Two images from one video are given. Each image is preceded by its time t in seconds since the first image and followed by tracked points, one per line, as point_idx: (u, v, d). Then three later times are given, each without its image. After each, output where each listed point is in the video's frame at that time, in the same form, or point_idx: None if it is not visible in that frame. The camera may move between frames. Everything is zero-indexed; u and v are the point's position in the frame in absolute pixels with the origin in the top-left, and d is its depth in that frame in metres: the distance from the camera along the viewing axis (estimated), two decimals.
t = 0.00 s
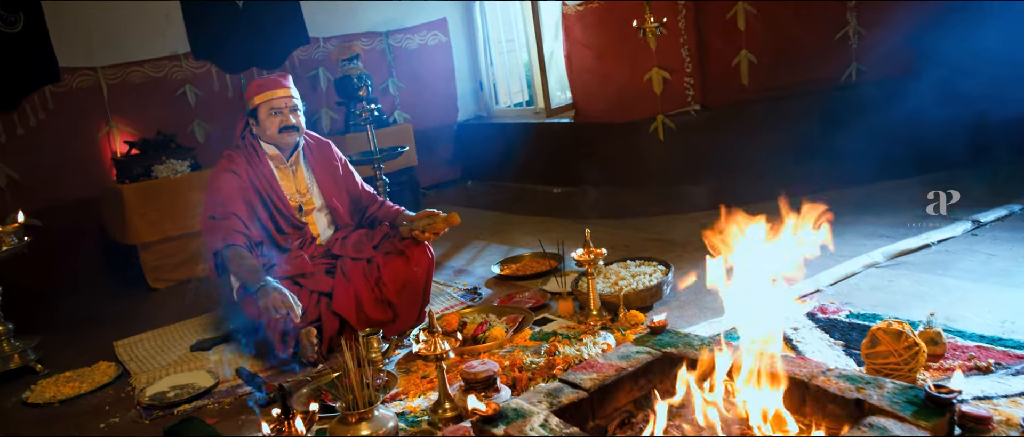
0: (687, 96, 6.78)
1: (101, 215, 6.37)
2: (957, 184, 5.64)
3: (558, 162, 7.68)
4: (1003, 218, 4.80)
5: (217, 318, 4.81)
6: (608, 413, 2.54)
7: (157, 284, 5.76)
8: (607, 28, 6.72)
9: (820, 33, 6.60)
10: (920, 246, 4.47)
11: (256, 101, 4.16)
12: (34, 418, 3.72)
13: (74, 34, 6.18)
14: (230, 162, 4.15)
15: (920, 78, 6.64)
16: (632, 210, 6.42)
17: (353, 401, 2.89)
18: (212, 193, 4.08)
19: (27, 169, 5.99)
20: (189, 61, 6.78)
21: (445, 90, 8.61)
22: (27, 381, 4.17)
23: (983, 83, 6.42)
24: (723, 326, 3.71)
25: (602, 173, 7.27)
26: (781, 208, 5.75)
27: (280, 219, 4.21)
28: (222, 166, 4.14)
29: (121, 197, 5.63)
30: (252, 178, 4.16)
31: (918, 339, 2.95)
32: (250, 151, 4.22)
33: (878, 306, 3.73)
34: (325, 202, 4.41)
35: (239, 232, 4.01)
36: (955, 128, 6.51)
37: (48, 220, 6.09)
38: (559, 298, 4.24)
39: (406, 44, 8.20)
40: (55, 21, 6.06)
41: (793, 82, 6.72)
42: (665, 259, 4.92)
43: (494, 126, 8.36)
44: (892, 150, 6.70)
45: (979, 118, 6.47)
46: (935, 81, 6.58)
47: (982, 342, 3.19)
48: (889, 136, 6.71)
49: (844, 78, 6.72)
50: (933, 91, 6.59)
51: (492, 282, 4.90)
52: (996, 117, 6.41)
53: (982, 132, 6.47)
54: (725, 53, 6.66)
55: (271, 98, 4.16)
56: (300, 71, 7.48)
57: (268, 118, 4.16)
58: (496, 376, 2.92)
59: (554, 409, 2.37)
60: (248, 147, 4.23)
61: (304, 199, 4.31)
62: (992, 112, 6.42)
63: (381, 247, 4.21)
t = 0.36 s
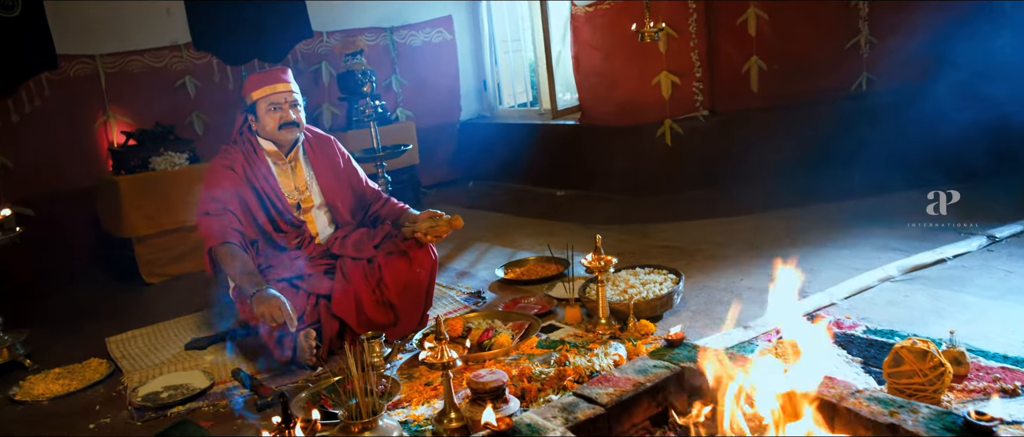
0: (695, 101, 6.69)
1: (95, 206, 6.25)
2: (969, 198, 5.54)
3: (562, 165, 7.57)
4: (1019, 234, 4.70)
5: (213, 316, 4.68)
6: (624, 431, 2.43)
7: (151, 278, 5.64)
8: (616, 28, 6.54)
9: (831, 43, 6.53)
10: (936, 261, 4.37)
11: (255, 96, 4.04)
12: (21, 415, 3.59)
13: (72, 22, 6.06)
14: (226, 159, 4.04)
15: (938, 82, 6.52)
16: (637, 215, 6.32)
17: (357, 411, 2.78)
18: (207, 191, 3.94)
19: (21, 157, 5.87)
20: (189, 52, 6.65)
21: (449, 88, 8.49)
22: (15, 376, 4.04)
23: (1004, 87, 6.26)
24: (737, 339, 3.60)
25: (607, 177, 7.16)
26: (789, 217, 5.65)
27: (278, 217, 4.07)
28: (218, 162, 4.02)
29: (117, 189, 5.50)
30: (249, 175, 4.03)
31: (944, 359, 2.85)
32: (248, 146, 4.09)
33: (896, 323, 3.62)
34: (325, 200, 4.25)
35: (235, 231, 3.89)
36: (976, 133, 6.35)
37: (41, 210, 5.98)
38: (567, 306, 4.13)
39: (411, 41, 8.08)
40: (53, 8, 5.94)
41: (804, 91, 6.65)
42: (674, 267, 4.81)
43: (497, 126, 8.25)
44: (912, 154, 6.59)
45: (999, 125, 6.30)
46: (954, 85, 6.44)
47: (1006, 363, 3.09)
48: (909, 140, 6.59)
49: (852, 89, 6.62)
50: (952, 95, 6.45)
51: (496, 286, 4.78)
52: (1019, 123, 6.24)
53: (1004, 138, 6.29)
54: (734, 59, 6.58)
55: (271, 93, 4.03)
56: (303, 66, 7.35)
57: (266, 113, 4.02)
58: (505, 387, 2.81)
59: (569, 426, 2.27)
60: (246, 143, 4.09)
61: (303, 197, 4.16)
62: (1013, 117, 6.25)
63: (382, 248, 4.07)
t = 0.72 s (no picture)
0: (703, 103, 6.59)
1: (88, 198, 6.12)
2: (982, 206, 5.44)
3: (566, 165, 7.47)
4: None
5: (209, 313, 4.55)
6: None
7: (146, 273, 5.50)
8: (625, 26, 6.41)
9: (843, 47, 6.48)
10: (952, 271, 4.27)
11: (254, 89, 3.89)
12: (8, 415, 3.46)
13: (70, 9, 5.88)
14: (224, 151, 3.89)
15: (952, 83, 6.63)
16: (642, 217, 6.21)
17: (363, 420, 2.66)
18: (205, 183, 3.80)
19: (13, 147, 5.77)
20: (189, 42, 6.50)
21: (451, 85, 8.37)
22: (3, 374, 3.90)
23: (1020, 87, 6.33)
24: (752, 348, 3.48)
25: (611, 178, 7.05)
26: (798, 222, 5.55)
27: (278, 211, 3.94)
28: (216, 154, 3.88)
29: (112, 182, 5.36)
30: (247, 168, 3.89)
31: (974, 374, 2.74)
32: (246, 139, 3.96)
33: (915, 334, 3.52)
34: (326, 196, 4.12)
35: (233, 226, 3.76)
36: (993, 132, 6.37)
37: (32, 201, 5.88)
38: (576, 310, 4.01)
39: (414, 36, 7.95)
40: None
41: (814, 94, 6.57)
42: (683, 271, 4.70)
43: (500, 125, 8.13)
44: (929, 155, 6.63)
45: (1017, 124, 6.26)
46: (970, 85, 6.56)
47: None
48: (928, 140, 6.62)
49: (863, 90, 6.59)
50: (968, 95, 6.52)
51: (500, 288, 4.66)
52: None
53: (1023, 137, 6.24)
54: (745, 61, 6.43)
55: (270, 85, 3.89)
56: (304, 59, 7.21)
57: (265, 106, 3.88)
58: (517, 397, 2.70)
59: None
60: (244, 135, 3.97)
61: (303, 191, 4.03)
62: None
63: (385, 246, 3.95)
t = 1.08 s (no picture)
0: (713, 104, 6.47)
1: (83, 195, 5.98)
2: (998, 211, 5.33)
3: (571, 166, 7.34)
4: None
5: (209, 316, 4.41)
6: None
7: (143, 274, 5.36)
8: (634, 25, 6.29)
9: (853, 49, 6.38)
10: (974, 279, 4.15)
11: (255, 86, 3.77)
12: None
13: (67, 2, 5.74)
14: (224, 150, 3.75)
15: (970, 80, 6.44)
16: (650, 220, 6.09)
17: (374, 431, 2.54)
18: (206, 184, 3.67)
19: (7, 142, 5.62)
20: (188, 37, 6.35)
21: (454, 84, 8.23)
22: None
23: None
24: (773, 358, 3.36)
25: (618, 180, 6.93)
26: (811, 226, 5.44)
27: (281, 213, 3.80)
28: (217, 154, 3.74)
29: (108, 179, 5.22)
30: (249, 169, 3.75)
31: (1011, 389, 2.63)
32: (248, 138, 3.81)
33: (942, 345, 3.40)
34: (331, 197, 3.98)
35: (236, 227, 3.63)
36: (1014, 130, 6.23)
37: (27, 198, 5.74)
38: (589, 316, 3.89)
39: (417, 34, 7.82)
40: None
41: (825, 97, 6.46)
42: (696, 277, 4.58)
43: (504, 124, 8.00)
44: (952, 152, 6.50)
45: None
46: (988, 82, 6.35)
47: None
48: (949, 138, 6.48)
49: (876, 94, 6.48)
50: (987, 93, 6.34)
51: (509, 292, 4.53)
52: None
53: None
54: (753, 63, 6.34)
55: (272, 83, 3.76)
56: (306, 56, 7.07)
57: (267, 105, 3.75)
58: (534, 409, 2.57)
59: None
60: (246, 134, 3.82)
61: (307, 192, 3.89)
62: None
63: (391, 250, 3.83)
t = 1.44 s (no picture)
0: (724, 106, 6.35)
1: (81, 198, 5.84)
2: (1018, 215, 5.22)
3: (578, 168, 7.22)
4: None
5: (211, 324, 4.28)
6: None
7: (143, 279, 5.23)
8: (643, 26, 6.17)
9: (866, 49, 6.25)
10: (1001, 285, 4.03)
11: (259, 88, 3.64)
12: None
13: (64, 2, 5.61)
14: (227, 154, 3.62)
15: (987, 78, 6.26)
16: (661, 224, 5.98)
17: None
18: (209, 190, 3.54)
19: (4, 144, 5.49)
20: (188, 37, 6.22)
21: (458, 86, 8.10)
22: None
23: None
24: (800, 369, 3.24)
25: (627, 183, 6.81)
26: (826, 231, 5.32)
27: (286, 219, 3.67)
28: (220, 158, 3.61)
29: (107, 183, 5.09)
30: (254, 173, 3.62)
31: None
32: (252, 141, 3.68)
33: (974, 355, 3.28)
34: (338, 202, 3.85)
35: (240, 235, 3.50)
36: None
37: (24, 201, 5.62)
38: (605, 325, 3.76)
39: (421, 34, 7.69)
40: None
41: (837, 98, 6.34)
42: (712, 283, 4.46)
43: (509, 126, 7.87)
44: (968, 150, 6.26)
45: None
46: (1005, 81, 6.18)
47: None
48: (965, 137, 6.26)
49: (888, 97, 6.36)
50: (1004, 92, 6.16)
51: (520, 299, 4.40)
52: None
53: None
54: (764, 64, 6.23)
55: (277, 84, 3.63)
56: (308, 56, 6.95)
57: (272, 107, 3.63)
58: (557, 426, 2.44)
59: None
60: (249, 138, 3.69)
61: (313, 197, 3.76)
62: None
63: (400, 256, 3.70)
